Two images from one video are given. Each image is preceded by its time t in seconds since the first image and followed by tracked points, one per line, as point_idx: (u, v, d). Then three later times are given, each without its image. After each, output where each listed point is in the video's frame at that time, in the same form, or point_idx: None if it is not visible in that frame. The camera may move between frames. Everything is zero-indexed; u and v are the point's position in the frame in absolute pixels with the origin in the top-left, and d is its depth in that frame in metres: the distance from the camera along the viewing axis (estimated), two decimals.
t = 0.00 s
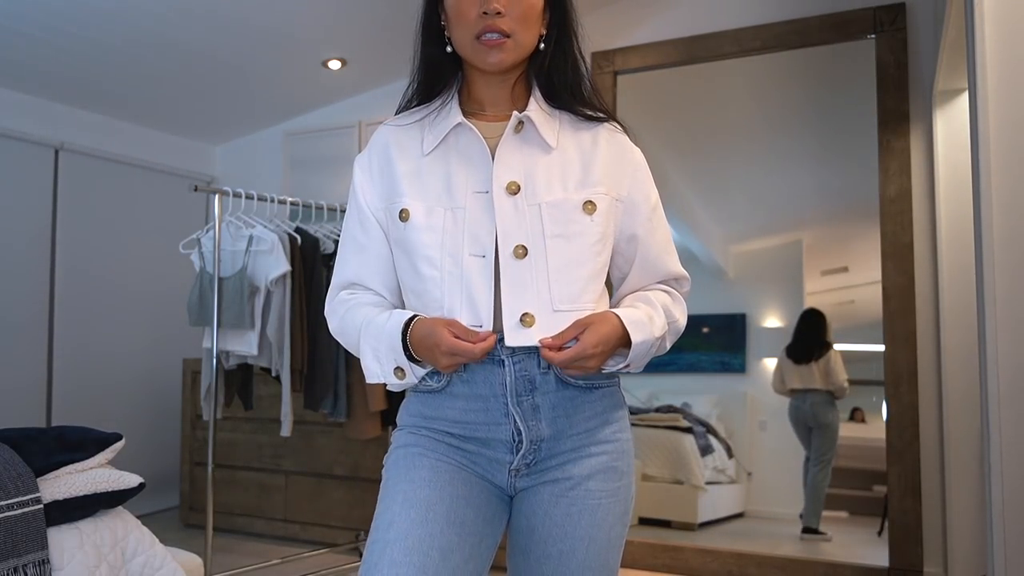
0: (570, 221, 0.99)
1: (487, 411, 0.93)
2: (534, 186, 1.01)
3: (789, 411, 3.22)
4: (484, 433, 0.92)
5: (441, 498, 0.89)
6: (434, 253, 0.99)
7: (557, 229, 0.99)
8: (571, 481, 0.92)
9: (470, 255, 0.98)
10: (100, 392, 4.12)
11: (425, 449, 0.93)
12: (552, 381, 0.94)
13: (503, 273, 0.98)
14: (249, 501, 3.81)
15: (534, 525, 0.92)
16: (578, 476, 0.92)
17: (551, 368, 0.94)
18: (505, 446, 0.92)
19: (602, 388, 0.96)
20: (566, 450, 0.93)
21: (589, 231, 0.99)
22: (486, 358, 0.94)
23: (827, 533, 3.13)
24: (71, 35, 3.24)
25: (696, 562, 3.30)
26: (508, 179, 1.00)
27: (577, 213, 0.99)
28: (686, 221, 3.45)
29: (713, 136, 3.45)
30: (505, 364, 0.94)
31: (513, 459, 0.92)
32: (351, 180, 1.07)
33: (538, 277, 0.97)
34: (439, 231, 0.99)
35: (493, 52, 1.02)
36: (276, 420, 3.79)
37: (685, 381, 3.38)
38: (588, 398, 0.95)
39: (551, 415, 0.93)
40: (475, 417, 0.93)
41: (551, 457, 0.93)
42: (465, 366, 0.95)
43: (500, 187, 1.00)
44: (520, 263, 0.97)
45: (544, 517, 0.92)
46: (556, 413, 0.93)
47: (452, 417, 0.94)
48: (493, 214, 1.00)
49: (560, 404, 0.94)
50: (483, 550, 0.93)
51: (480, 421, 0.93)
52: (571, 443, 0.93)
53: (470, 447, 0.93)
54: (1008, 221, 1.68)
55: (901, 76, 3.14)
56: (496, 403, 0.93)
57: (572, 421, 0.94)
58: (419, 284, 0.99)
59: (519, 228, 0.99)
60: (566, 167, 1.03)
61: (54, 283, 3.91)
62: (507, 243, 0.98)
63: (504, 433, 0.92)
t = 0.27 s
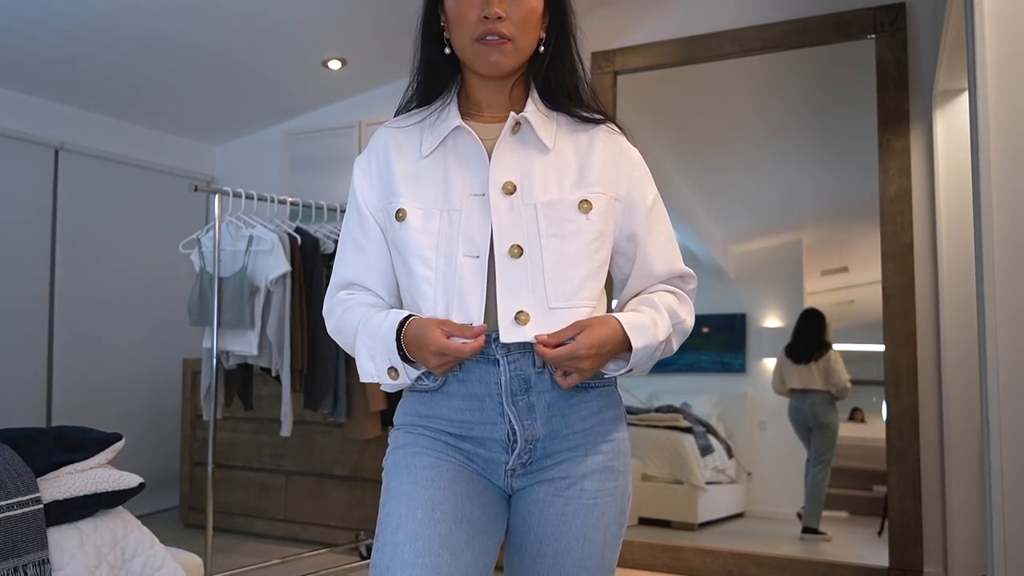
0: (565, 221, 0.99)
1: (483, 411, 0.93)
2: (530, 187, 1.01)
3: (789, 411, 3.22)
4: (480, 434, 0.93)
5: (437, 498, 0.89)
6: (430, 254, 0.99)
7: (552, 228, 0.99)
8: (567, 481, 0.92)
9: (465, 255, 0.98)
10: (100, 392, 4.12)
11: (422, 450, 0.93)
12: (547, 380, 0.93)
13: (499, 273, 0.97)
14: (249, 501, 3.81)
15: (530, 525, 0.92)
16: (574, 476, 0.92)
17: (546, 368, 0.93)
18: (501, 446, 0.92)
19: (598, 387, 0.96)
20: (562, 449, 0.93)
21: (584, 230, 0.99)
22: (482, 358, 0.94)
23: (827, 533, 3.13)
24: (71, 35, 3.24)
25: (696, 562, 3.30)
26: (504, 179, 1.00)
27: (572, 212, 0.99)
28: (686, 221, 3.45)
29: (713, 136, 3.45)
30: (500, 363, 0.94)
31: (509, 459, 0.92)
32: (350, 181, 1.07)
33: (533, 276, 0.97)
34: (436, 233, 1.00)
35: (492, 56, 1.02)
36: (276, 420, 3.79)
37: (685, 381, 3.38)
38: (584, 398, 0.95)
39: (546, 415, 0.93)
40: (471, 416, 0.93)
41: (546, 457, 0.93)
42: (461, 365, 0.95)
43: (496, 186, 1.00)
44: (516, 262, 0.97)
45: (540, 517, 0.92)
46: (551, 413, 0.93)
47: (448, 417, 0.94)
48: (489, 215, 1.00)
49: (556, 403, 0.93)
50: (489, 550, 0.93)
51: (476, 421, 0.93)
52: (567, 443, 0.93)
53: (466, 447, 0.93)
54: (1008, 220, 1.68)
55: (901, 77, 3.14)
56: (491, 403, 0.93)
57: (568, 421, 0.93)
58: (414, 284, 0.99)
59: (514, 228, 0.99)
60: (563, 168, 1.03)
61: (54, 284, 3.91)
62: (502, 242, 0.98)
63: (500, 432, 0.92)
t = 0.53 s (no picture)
0: (564, 217, 0.99)
1: (481, 410, 0.93)
2: (527, 185, 1.01)
3: (789, 411, 3.22)
4: (478, 432, 0.93)
5: (434, 496, 0.89)
6: (427, 255, 0.99)
7: (551, 225, 0.99)
8: (565, 480, 0.92)
9: (458, 251, 0.98)
10: (100, 392, 4.12)
11: (420, 449, 0.93)
12: (545, 378, 0.93)
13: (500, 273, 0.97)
14: (249, 501, 3.81)
15: (529, 525, 0.92)
16: (572, 475, 0.92)
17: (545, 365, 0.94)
18: (499, 445, 0.93)
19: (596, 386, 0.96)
20: (560, 448, 0.93)
21: (585, 225, 0.98)
22: (479, 354, 0.95)
23: (827, 533, 3.13)
24: (71, 35, 3.24)
25: (696, 562, 3.30)
26: (500, 178, 1.01)
27: (570, 208, 0.99)
28: (687, 221, 3.44)
29: (714, 137, 3.45)
30: (498, 361, 0.94)
31: (507, 458, 0.93)
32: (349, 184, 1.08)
33: (534, 275, 0.97)
34: (433, 234, 1.00)
35: (495, 80, 1.02)
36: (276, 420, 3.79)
37: (685, 381, 3.38)
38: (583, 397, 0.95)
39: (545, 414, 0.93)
40: (469, 415, 0.93)
41: (545, 456, 0.93)
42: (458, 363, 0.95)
43: (493, 186, 1.00)
44: (515, 261, 0.97)
45: (539, 517, 0.91)
46: (549, 411, 0.93)
47: (446, 416, 0.94)
48: (487, 213, 1.00)
49: (553, 401, 0.93)
50: (489, 551, 0.92)
51: (474, 420, 0.93)
52: (565, 442, 0.93)
53: (464, 446, 0.93)
54: (1008, 221, 1.68)
55: (901, 76, 3.14)
56: (489, 401, 0.93)
57: (566, 419, 0.93)
58: (407, 281, 0.99)
59: (513, 226, 0.99)
60: (560, 167, 1.02)
61: (54, 284, 3.91)
62: (503, 241, 0.98)
63: (498, 431, 0.93)
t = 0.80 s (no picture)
0: (562, 213, 0.99)
1: (483, 410, 0.93)
2: (526, 182, 1.01)
3: (789, 411, 3.23)
4: (481, 433, 0.93)
5: (437, 497, 0.89)
6: (427, 255, 1.00)
7: (549, 222, 0.99)
8: (568, 481, 0.92)
9: (460, 255, 0.99)
10: (100, 392, 4.12)
11: (421, 450, 0.93)
12: (548, 380, 0.93)
13: (498, 272, 0.98)
14: (250, 501, 3.81)
15: (531, 526, 0.92)
16: (575, 476, 0.92)
17: (547, 366, 0.94)
18: (501, 446, 0.93)
19: (599, 385, 0.96)
20: (562, 449, 0.93)
21: (583, 220, 0.98)
22: (482, 355, 0.95)
23: (828, 533, 3.13)
24: (71, 35, 3.24)
25: (696, 562, 3.30)
26: (499, 176, 1.00)
27: (569, 203, 0.99)
28: (687, 222, 3.45)
29: (714, 137, 3.45)
30: (500, 361, 0.94)
31: (510, 459, 0.93)
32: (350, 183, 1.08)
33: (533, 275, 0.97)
34: (433, 234, 1.00)
35: (495, 76, 1.02)
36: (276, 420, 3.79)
37: (685, 381, 3.37)
38: (585, 398, 0.95)
39: (548, 415, 0.93)
40: (471, 416, 0.93)
41: (547, 457, 0.93)
42: (460, 363, 0.95)
43: (491, 184, 1.00)
44: (514, 261, 0.97)
45: (541, 518, 0.91)
46: (552, 412, 0.93)
47: (448, 417, 0.94)
48: (486, 211, 1.00)
49: (556, 402, 0.93)
50: (492, 552, 0.92)
51: (476, 421, 0.93)
52: (568, 442, 0.93)
53: (467, 446, 0.93)
54: (1008, 221, 1.68)
55: (901, 77, 3.14)
56: (492, 402, 0.93)
57: (569, 420, 0.93)
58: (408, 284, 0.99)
59: (511, 223, 0.99)
60: (559, 165, 1.02)
61: (54, 284, 3.91)
62: (501, 239, 0.98)
63: (501, 432, 0.92)
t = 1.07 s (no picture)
0: (566, 216, 0.99)
1: (486, 412, 0.93)
2: (530, 183, 1.01)
3: (789, 411, 3.22)
4: (483, 435, 0.93)
5: (438, 498, 0.89)
6: (431, 255, 0.99)
7: (553, 224, 0.99)
8: (570, 482, 0.92)
9: (465, 256, 0.99)
10: (100, 392, 4.12)
11: (424, 451, 0.93)
12: (551, 380, 0.93)
13: (501, 272, 0.98)
14: (250, 501, 3.81)
15: (532, 526, 0.92)
16: (578, 477, 0.92)
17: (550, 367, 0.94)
18: (504, 447, 0.93)
19: (601, 387, 0.96)
20: (565, 451, 0.93)
21: (588, 223, 0.99)
22: (486, 356, 0.95)
23: (827, 533, 3.13)
24: (71, 35, 3.24)
25: (695, 562, 3.30)
26: (503, 176, 1.00)
27: (573, 206, 0.99)
28: (687, 221, 3.44)
29: (714, 137, 3.45)
30: (503, 362, 0.94)
31: (512, 460, 0.93)
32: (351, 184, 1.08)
33: (536, 275, 0.97)
34: (436, 233, 1.00)
35: (495, 61, 1.02)
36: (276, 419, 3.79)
37: (685, 381, 3.37)
38: (588, 398, 0.95)
39: (550, 416, 0.93)
40: (473, 417, 0.93)
41: (550, 459, 0.93)
42: (463, 364, 0.95)
43: (495, 184, 1.00)
44: (517, 261, 0.97)
45: (543, 518, 0.92)
46: (555, 413, 0.93)
47: (450, 418, 0.94)
48: (490, 213, 1.00)
49: (559, 403, 0.93)
50: (493, 554, 0.92)
51: (479, 422, 0.93)
52: (570, 444, 0.93)
53: (469, 447, 0.93)
54: (1008, 222, 1.68)
55: (901, 77, 3.14)
56: (494, 403, 0.93)
57: (572, 421, 0.93)
58: (413, 287, 0.99)
59: (515, 224, 0.99)
60: (562, 165, 1.03)
61: (54, 284, 3.91)
62: (505, 239, 0.98)
63: (503, 433, 0.93)
